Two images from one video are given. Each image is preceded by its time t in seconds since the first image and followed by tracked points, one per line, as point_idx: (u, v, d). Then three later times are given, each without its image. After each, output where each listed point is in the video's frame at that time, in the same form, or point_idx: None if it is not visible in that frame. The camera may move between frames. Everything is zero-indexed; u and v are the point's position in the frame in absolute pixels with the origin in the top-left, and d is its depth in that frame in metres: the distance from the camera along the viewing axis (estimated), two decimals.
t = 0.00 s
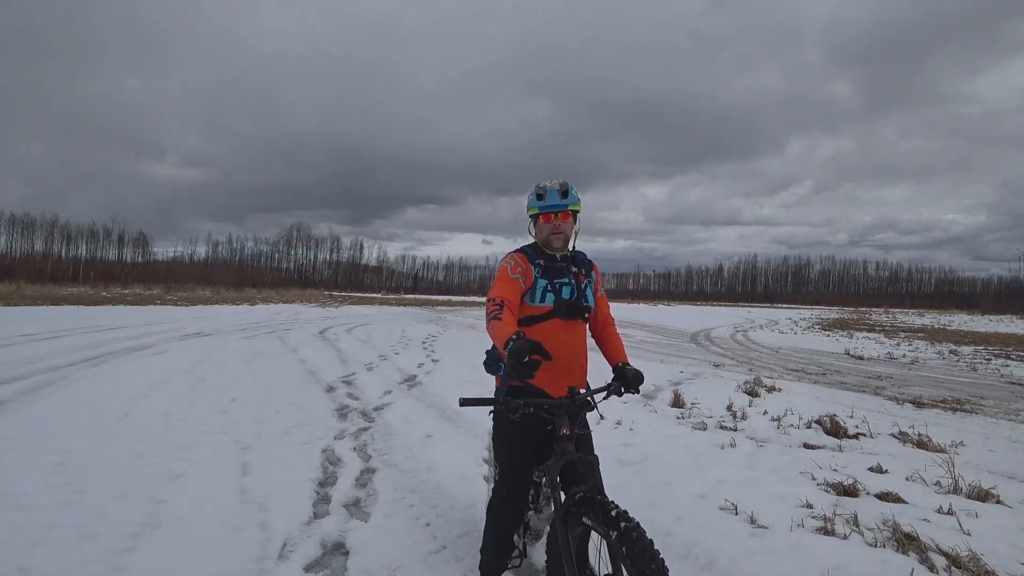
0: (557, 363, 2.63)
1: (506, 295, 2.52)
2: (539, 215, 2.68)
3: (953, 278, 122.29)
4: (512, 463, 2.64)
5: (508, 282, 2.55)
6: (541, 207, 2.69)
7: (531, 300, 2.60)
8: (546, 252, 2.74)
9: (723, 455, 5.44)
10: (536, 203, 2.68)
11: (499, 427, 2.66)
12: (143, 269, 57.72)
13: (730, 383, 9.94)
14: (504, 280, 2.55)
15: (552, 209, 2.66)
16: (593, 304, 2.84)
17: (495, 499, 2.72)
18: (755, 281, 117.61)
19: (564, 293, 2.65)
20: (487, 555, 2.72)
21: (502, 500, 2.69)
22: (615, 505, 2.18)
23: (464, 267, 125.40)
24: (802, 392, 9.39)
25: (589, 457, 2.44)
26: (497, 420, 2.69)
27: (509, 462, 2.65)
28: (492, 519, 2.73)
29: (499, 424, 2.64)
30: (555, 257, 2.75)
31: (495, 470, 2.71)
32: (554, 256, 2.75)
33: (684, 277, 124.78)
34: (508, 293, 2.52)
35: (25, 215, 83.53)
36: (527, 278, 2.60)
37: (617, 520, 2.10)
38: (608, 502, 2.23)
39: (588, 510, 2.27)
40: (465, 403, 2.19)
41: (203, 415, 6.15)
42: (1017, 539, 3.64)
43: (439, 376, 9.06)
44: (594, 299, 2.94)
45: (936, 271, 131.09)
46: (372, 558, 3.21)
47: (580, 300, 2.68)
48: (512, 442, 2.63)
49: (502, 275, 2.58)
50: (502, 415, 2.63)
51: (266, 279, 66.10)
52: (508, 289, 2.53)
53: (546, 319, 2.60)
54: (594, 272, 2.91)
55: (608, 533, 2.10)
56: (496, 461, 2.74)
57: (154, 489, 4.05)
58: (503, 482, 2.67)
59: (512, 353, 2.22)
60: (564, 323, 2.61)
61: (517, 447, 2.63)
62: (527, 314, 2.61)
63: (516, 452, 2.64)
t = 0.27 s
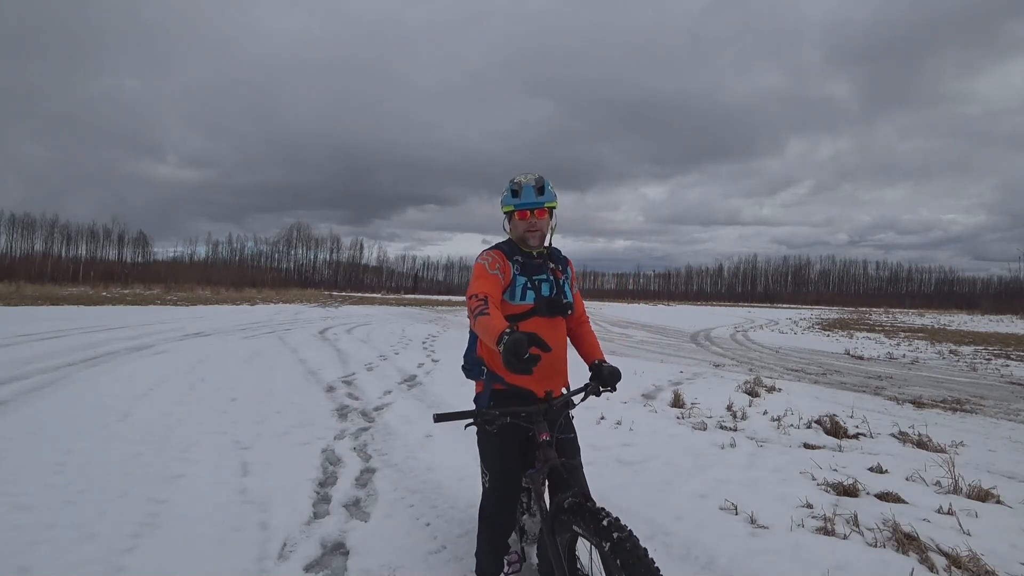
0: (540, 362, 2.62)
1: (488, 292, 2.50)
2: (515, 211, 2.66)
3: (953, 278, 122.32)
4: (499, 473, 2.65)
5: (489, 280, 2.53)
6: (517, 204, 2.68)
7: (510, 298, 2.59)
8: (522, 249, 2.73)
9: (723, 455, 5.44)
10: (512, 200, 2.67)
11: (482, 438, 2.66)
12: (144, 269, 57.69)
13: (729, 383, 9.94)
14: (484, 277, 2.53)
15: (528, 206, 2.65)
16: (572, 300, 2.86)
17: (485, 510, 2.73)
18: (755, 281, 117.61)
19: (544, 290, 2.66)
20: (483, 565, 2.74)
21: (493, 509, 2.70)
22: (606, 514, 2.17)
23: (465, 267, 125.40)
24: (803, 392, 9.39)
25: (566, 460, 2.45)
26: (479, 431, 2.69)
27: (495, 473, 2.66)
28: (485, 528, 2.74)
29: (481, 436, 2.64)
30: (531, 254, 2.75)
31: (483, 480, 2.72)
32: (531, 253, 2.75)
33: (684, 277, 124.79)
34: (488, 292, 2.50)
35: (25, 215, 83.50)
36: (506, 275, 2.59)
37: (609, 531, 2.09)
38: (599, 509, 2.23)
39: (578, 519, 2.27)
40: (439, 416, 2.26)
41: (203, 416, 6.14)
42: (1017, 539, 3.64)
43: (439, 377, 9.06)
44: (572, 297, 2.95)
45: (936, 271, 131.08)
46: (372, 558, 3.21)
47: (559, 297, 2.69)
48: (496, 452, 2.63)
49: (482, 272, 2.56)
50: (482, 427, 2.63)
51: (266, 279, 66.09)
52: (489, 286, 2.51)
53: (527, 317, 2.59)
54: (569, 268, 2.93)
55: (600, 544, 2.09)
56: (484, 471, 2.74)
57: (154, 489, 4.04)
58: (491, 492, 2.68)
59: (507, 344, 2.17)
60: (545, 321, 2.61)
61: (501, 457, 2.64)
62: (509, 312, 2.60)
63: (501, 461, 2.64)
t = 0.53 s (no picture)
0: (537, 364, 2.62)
1: (484, 294, 2.50)
2: (510, 211, 2.67)
3: (953, 278, 122.31)
4: (497, 478, 2.66)
5: (484, 281, 2.53)
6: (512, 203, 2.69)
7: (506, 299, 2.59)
8: (517, 249, 2.74)
9: (723, 455, 5.44)
10: (506, 199, 2.67)
11: (478, 444, 2.67)
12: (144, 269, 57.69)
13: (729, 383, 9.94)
14: (479, 279, 2.52)
15: (523, 205, 2.65)
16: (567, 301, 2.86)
17: (484, 515, 2.73)
18: (755, 281, 117.61)
19: (540, 290, 2.66)
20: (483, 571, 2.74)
21: (491, 514, 2.71)
22: (609, 520, 2.17)
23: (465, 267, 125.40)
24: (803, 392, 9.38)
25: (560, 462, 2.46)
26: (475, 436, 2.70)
27: (492, 478, 2.66)
28: (485, 532, 2.75)
29: (476, 441, 2.64)
30: (526, 254, 2.75)
31: (482, 486, 2.72)
32: (525, 253, 2.75)
33: (684, 277, 124.80)
34: (484, 293, 2.50)
35: (25, 215, 83.49)
36: (501, 276, 2.59)
37: (613, 537, 2.09)
38: (600, 513, 2.24)
39: (579, 524, 2.27)
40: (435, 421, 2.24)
41: (203, 416, 6.14)
42: (1017, 539, 3.64)
43: (439, 377, 9.06)
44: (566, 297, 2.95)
45: (936, 271, 131.06)
46: (372, 557, 3.21)
47: (554, 297, 2.69)
48: (493, 457, 2.64)
49: (477, 273, 2.55)
50: (477, 432, 2.64)
51: (266, 279, 66.10)
52: (485, 288, 2.50)
53: (524, 317, 2.59)
54: (563, 268, 2.94)
55: (604, 551, 2.09)
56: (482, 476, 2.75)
57: (154, 489, 4.04)
58: (489, 497, 2.68)
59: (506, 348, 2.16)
60: (541, 321, 2.61)
61: (498, 462, 2.64)
62: (506, 313, 2.59)
63: (497, 466, 2.64)
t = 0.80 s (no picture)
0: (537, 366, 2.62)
1: (483, 298, 2.50)
2: (509, 210, 2.67)
3: (953, 278, 122.31)
4: (499, 479, 2.65)
5: (483, 284, 2.52)
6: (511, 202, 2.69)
7: (505, 301, 2.59)
8: (517, 249, 2.74)
9: (723, 455, 5.44)
10: (506, 199, 2.68)
11: (480, 444, 2.66)
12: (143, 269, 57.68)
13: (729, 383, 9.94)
14: (478, 282, 2.52)
15: (522, 205, 2.65)
16: (568, 300, 2.86)
17: (485, 516, 2.73)
18: (755, 281, 117.61)
19: (539, 291, 2.66)
20: (485, 572, 2.74)
21: (493, 515, 2.71)
22: (614, 524, 2.17)
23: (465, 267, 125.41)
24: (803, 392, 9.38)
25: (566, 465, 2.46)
26: (476, 437, 2.69)
27: (493, 479, 2.66)
28: (486, 533, 2.74)
29: (477, 442, 2.64)
30: (525, 254, 2.75)
31: (483, 487, 2.72)
32: (525, 253, 2.76)
33: (684, 277, 124.81)
34: (483, 296, 2.50)
35: (25, 216, 83.47)
36: (500, 279, 2.58)
37: (618, 542, 2.08)
38: (605, 517, 2.24)
39: (582, 527, 2.26)
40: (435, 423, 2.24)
41: (203, 416, 6.14)
42: (1017, 539, 3.64)
43: (439, 376, 9.06)
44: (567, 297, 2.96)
45: (936, 271, 131.06)
46: (372, 557, 3.21)
47: (555, 297, 2.69)
48: (495, 458, 2.63)
49: (475, 276, 2.55)
50: (478, 433, 2.63)
51: (266, 279, 66.09)
52: (484, 292, 2.50)
53: (524, 319, 2.58)
54: (565, 267, 2.94)
55: (609, 556, 2.09)
56: (483, 477, 2.74)
57: (154, 489, 4.04)
58: (491, 498, 2.68)
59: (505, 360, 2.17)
60: (541, 322, 2.61)
61: (500, 463, 2.63)
62: (505, 316, 2.59)
63: (498, 467, 2.64)
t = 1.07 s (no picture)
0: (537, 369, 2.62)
1: (481, 302, 2.50)
2: (512, 208, 2.67)
3: (953, 278, 122.29)
4: (499, 479, 2.66)
5: (482, 288, 2.52)
6: (514, 200, 2.69)
7: (505, 303, 2.59)
8: (519, 248, 2.75)
9: (723, 455, 5.44)
10: (509, 196, 2.68)
11: (480, 444, 2.66)
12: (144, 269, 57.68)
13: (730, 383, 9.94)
14: (477, 286, 2.52)
15: (525, 203, 2.66)
16: (569, 300, 2.86)
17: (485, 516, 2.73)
18: (755, 281, 117.61)
19: (540, 292, 2.66)
20: (485, 572, 2.74)
21: (493, 515, 2.71)
22: (614, 526, 2.17)
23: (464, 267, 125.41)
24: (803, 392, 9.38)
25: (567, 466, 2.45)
26: (477, 437, 2.69)
27: (494, 479, 2.66)
28: (487, 533, 2.74)
29: (478, 442, 2.64)
30: (527, 253, 2.76)
31: (484, 487, 2.71)
32: (526, 252, 2.76)
33: (684, 277, 124.83)
34: (481, 301, 2.50)
35: (25, 216, 83.46)
36: (500, 281, 2.58)
37: (619, 543, 2.08)
38: (605, 518, 2.23)
39: (583, 528, 2.26)
40: (435, 424, 2.24)
41: (203, 415, 6.14)
42: (1017, 539, 3.64)
43: (439, 376, 9.06)
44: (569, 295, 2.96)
45: (936, 271, 131.08)
46: (371, 557, 3.21)
47: (556, 298, 2.69)
48: (496, 457, 2.63)
49: (474, 280, 2.55)
50: (479, 433, 2.62)
51: (265, 279, 66.07)
52: (482, 297, 2.50)
53: (524, 321, 2.59)
54: (567, 267, 2.94)
55: (609, 557, 2.09)
56: (483, 477, 2.74)
57: (155, 489, 4.04)
58: (492, 498, 2.68)
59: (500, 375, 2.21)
60: (542, 324, 2.61)
61: (500, 463, 2.63)
62: (505, 318, 2.60)
63: (498, 467, 2.64)
